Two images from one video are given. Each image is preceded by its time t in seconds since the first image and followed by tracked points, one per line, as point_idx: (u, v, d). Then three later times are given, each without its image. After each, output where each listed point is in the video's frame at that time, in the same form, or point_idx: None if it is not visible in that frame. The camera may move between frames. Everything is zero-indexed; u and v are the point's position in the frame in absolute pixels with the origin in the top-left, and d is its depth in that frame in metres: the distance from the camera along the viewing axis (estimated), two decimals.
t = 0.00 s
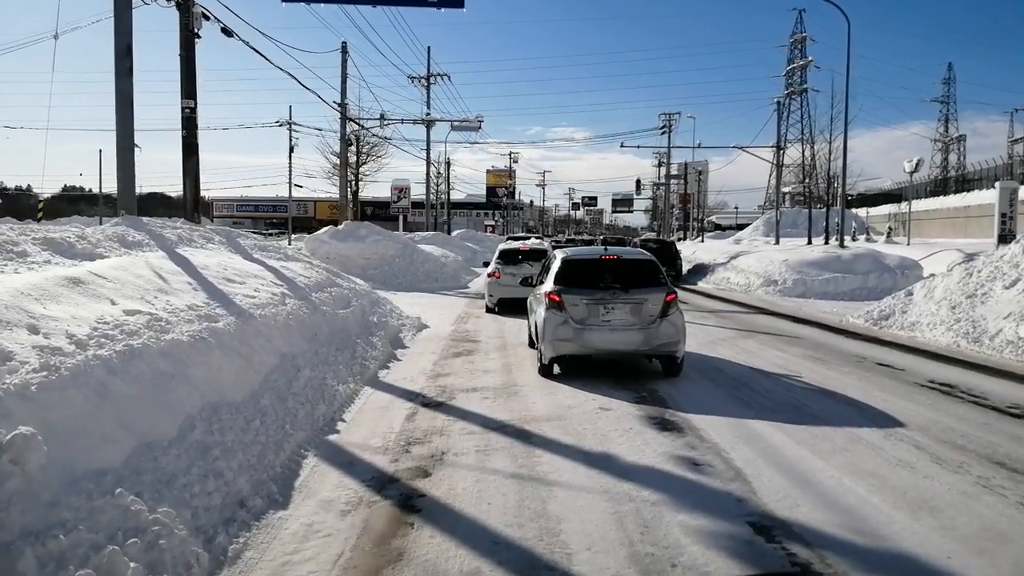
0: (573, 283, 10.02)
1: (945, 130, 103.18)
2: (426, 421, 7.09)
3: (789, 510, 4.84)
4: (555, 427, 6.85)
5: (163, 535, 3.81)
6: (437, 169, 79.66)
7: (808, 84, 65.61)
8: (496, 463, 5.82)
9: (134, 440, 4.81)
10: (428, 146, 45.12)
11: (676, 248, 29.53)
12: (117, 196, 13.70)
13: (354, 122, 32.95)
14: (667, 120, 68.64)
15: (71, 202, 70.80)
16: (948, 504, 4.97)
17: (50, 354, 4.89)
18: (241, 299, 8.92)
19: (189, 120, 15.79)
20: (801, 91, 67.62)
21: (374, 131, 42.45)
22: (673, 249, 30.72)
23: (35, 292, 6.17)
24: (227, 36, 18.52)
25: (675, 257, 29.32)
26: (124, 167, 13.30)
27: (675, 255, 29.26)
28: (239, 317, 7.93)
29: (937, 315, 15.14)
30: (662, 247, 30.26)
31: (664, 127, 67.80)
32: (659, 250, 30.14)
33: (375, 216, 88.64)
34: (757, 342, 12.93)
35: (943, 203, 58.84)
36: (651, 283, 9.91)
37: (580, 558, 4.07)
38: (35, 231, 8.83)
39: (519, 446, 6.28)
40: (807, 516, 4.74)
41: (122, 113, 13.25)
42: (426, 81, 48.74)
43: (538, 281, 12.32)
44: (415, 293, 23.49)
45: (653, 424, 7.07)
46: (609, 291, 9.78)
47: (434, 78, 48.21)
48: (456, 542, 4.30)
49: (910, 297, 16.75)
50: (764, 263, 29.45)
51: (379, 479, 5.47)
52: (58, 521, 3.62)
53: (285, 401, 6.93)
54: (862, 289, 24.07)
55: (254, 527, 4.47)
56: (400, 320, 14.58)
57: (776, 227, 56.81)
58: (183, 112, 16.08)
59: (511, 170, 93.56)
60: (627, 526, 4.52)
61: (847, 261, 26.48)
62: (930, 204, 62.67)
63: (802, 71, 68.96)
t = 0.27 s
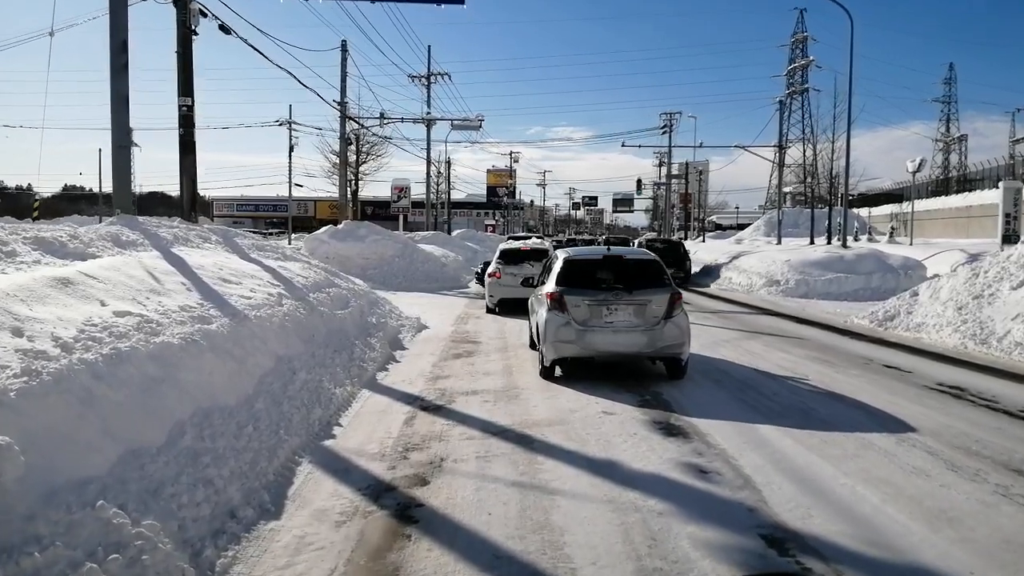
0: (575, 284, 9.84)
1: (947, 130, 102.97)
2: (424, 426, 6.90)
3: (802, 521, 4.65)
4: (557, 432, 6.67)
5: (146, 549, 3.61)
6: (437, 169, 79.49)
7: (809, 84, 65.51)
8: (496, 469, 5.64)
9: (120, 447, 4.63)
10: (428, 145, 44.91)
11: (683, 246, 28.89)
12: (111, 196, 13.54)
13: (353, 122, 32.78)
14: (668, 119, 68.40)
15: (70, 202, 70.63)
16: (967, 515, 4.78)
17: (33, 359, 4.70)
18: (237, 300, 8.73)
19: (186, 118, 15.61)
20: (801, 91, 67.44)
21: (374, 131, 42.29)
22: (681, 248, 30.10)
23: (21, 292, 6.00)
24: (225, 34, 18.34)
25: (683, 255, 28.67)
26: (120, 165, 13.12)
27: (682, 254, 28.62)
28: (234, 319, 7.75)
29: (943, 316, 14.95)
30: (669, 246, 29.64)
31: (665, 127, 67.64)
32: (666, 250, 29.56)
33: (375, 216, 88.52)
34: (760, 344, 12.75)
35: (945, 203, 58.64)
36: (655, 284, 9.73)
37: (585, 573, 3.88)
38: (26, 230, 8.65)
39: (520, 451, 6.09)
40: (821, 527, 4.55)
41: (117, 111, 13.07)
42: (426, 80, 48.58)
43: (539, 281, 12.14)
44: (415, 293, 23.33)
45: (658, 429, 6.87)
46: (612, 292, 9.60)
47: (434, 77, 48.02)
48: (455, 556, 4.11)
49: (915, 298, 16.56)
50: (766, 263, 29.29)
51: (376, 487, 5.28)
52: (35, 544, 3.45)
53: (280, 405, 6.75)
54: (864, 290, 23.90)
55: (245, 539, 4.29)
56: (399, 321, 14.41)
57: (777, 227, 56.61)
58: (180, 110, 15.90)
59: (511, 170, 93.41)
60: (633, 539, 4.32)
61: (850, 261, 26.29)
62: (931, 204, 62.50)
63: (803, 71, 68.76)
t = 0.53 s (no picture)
0: (575, 283, 9.66)
1: (946, 129, 102.89)
2: (421, 429, 6.72)
3: (812, 531, 4.47)
4: (557, 436, 6.48)
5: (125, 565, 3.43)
6: (435, 167, 79.30)
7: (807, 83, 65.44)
8: (494, 475, 5.45)
9: (102, 454, 4.45)
10: (427, 144, 44.67)
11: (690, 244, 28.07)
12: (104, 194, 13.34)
13: (351, 120, 32.54)
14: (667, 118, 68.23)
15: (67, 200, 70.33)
16: (984, 524, 4.61)
17: (12, 361, 4.53)
18: (229, 300, 8.54)
19: (181, 115, 15.40)
20: (800, 89, 67.34)
21: (371, 129, 42.10)
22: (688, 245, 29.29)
23: (4, 292, 5.81)
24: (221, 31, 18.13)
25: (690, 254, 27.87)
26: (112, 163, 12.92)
27: (689, 252, 27.80)
28: (226, 319, 7.56)
29: (946, 316, 14.77)
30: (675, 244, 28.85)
31: (663, 125, 67.50)
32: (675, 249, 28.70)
33: (373, 215, 88.33)
34: (763, 344, 12.57)
35: (944, 202, 58.50)
36: (656, 283, 9.55)
37: None
38: (14, 227, 8.46)
39: (519, 456, 5.91)
40: (833, 538, 4.37)
41: (109, 108, 12.86)
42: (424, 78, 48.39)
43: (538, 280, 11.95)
44: (412, 292, 23.15)
45: (661, 433, 6.69)
46: (612, 291, 9.42)
47: (433, 75, 47.85)
48: (452, 569, 3.93)
49: (918, 297, 16.39)
50: (766, 262, 29.14)
51: (370, 494, 5.10)
52: (7, 564, 3.27)
53: (272, 409, 6.56)
54: (865, 290, 23.76)
55: (231, 550, 4.11)
56: (396, 321, 14.22)
57: (776, 226, 56.44)
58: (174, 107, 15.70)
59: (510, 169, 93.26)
60: (638, 551, 4.14)
61: (851, 260, 26.12)
62: (930, 203, 62.41)
63: (802, 69, 68.56)
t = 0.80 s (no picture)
0: (578, 283, 9.46)
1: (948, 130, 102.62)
2: (420, 434, 6.52)
3: (828, 546, 4.27)
4: (560, 441, 6.29)
5: None
6: (436, 166, 79.12)
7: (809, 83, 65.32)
8: (496, 483, 5.26)
9: (86, 461, 4.28)
10: (427, 141, 44.47)
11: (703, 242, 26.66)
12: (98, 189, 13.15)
13: (351, 117, 32.33)
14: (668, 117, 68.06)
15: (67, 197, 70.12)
16: (1006, 539, 4.41)
17: None
18: (224, 299, 8.34)
19: (178, 110, 15.21)
20: (802, 90, 67.18)
21: (372, 127, 41.92)
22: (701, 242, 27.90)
23: None
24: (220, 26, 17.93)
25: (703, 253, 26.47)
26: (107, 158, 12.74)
27: (702, 253, 26.42)
28: (220, 319, 7.36)
29: (954, 318, 14.57)
30: (687, 243, 27.54)
31: (665, 125, 67.33)
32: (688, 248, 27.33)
33: (373, 213, 88.15)
34: (768, 345, 12.37)
35: (946, 203, 58.28)
36: (660, 283, 9.35)
37: None
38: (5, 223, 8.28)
39: (521, 462, 5.71)
40: (850, 553, 4.17)
41: (105, 102, 12.68)
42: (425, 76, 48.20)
43: (540, 279, 11.74)
44: (412, 291, 22.97)
45: (668, 438, 6.49)
46: (616, 291, 9.22)
47: (434, 73, 47.69)
48: None
49: (924, 299, 16.19)
50: (768, 262, 28.95)
51: (367, 502, 4.90)
52: None
53: (267, 411, 6.37)
54: (868, 291, 23.57)
55: (220, 563, 3.92)
56: (396, 320, 14.03)
57: (778, 226, 56.24)
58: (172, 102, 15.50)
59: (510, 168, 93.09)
60: (645, 566, 3.95)
61: (855, 261, 25.92)
62: (932, 204, 62.23)
63: (805, 69, 68.32)
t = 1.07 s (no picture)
0: (579, 283, 9.29)
1: (948, 129, 102.39)
2: (418, 438, 6.34)
3: (842, 558, 4.10)
4: (562, 446, 6.12)
5: None
6: (435, 165, 78.89)
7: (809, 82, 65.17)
8: (495, 490, 5.09)
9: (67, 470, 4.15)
10: (426, 140, 44.29)
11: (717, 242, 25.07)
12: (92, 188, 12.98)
13: (350, 116, 32.13)
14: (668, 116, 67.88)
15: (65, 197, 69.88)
16: None
17: None
18: (218, 300, 8.18)
19: (174, 108, 15.03)
20: (802, 88, 67.02)
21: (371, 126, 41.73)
22: (713, 242, 26.45)
23: None
24: (216, 24, 17.74)
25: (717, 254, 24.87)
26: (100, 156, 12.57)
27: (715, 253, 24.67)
28: (213, 320, 7.20)
29: (959, 318, 14.40)
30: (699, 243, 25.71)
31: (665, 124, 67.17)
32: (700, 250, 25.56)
33: (373, 212, 87.95)
34: (771, 346, 12.20)
35: (947, 202, 58.10)
36: (663, 283, 9.18)
37: None
38: None
39: (521, 468, 5.55)
40: (865, 565, 4.00)
41: (99, 99, 12.50)
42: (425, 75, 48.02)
43: (540, 280, 11.57)
44: (411, 291, 22.79)
45: (673, 443, 6.31)
46: (617, 291, 9.05)
47: (434, 72, 47.51)
48: None
49: (929, 298, 16.01)
50: (770, 262, 28.78)
51: (362, 511, 4.73)
52: None
53: (260, 416, 6.20)
54: (870, 290, 23.38)
55: None
56: (395, 321, 13.86)
57: (778, 226, 56.02)
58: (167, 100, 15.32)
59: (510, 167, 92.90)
60: None
61: (857, 260, 25.74)
62: (933, 203, 62.07)
63: (805, 68, 68.11)
